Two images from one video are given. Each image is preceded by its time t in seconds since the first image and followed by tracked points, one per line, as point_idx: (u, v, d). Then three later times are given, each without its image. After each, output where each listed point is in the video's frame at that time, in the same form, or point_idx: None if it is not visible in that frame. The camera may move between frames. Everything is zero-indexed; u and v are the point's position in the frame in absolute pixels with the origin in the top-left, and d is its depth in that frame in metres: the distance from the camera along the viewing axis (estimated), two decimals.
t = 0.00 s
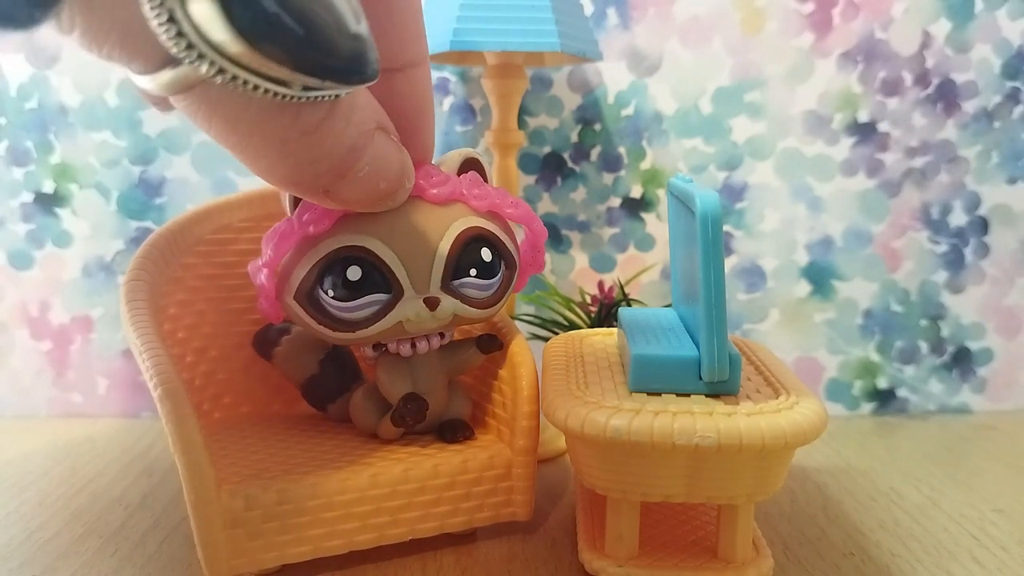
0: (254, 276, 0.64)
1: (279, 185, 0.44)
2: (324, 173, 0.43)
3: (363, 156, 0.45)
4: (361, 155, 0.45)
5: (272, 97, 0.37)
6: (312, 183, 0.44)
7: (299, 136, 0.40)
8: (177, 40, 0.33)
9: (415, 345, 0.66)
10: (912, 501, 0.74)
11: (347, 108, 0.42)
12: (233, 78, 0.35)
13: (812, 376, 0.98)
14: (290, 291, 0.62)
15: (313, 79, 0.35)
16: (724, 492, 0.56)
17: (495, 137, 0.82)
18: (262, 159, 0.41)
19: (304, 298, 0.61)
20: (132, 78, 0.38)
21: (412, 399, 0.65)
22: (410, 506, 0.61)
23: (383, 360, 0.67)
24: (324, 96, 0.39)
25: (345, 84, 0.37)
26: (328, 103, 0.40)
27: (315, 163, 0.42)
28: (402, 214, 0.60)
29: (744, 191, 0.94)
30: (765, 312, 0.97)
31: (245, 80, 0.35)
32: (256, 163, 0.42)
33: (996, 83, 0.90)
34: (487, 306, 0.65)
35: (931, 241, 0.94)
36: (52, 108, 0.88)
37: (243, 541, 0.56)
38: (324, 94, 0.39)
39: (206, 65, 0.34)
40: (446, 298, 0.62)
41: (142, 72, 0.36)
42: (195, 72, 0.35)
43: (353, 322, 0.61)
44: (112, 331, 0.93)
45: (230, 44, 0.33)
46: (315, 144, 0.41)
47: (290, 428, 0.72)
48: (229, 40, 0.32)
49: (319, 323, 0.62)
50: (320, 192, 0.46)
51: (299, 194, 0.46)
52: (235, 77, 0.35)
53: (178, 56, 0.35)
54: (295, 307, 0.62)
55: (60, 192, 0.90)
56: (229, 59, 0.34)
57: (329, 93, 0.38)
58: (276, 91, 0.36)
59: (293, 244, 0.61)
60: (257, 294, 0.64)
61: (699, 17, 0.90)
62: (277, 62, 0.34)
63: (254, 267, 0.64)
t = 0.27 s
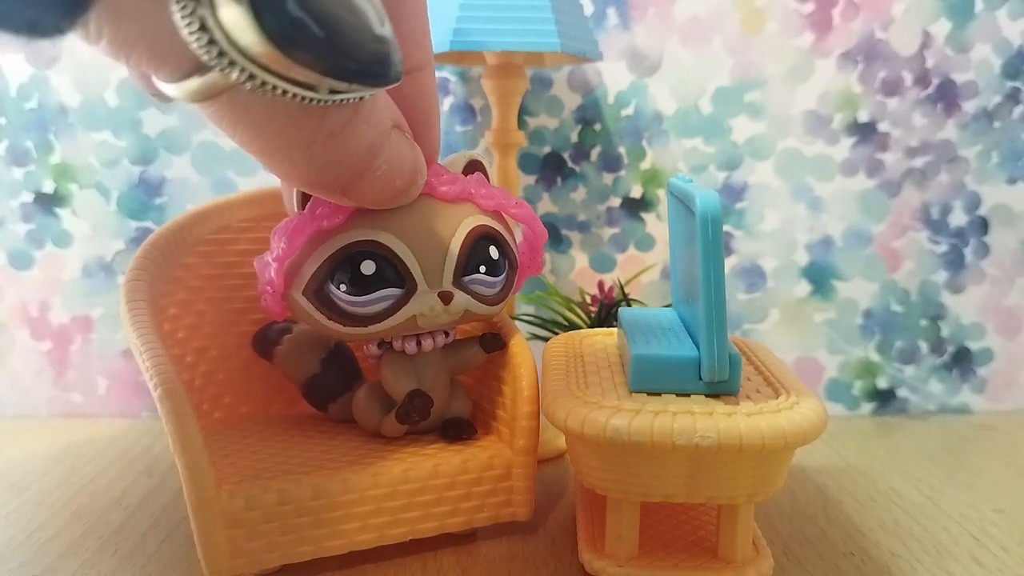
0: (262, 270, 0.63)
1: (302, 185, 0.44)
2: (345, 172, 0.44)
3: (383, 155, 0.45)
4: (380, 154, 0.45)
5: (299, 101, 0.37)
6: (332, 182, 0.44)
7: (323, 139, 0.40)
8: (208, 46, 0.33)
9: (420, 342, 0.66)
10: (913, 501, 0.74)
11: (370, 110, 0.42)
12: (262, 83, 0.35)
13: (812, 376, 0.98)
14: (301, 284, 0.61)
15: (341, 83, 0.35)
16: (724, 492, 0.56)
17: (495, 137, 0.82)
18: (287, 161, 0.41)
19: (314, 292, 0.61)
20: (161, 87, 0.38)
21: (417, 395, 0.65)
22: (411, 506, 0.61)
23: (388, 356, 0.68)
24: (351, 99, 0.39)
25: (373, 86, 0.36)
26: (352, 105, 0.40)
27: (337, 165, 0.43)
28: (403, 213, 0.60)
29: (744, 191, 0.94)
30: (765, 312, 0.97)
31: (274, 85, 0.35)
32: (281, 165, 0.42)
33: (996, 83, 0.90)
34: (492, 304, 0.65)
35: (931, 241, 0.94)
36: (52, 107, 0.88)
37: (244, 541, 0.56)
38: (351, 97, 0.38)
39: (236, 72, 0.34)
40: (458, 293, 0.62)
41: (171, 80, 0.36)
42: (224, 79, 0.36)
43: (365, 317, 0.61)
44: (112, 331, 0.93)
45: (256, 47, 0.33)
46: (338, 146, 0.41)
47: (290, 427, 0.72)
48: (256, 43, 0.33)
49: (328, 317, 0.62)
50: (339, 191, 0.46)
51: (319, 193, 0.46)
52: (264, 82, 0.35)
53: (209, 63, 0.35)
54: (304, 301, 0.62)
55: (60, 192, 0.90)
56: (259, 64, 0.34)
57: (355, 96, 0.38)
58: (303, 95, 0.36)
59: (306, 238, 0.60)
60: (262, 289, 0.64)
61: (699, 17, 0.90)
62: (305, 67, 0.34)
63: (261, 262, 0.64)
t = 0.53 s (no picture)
0: (264, 271, 0.63)
1: (294, 181, 0.45)
2: (337, 168, 0.43)
3: (377, 150, 0.45)
4: (374, 149, 0.45)
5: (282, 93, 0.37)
6: (325, 177, 0.44)
7: (307, 131, 0.40)
8: (197, 38, 0.33)
9: (421, 344, 0.66)
10: (912, 501, 0.74)
11: (356, 104, 0.42)
12: (250, 76, 0.35)
13: (812, 376, 0.98)
14: (304, 285, 0.61)
15: (327, 74, 0.35)
16: (724, 492, 0.56)
17: (495, 137, 0.82)
18: (275, 155, 0.42)
19: (318, 293, 0.61)
20: (147, 79, 0.38)
21: (418, 397, 0.65)
22: (411, 506, 0.61)
23: (388, 358, 0.68)
24: (336, 91, 0.39)
25: (359, 79, 0.37)
26: (336, 99, 0.40)
27: (325, 159, 0.42)
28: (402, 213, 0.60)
29: (744, 191, 0.94)
30: (765, 312, 0.97)
31: (261, 77, 0.35)
32: (269, 159, 0.42)
33: (996, 83, 0.90)
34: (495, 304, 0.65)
35: (931, 241, 0.94)
36: (52, 107, 0.88)
37: (244, 541, 0.56)
38: (336, 90, 0.39)
39: (225, 63, 0.34)
40: (462, 293, 0.62)
41: (155, 71, 0.36)
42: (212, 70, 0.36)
43: (368, 318, 0.61)
44: (112, 331, 0.93)
45: (246, 38, 0.33)
46: (325, 139, 0.41)
47: (290, 428, 0.72)
48: (245, 33, 0.32)
49: (331, 318, 0.62)
50: (337, 189, 0.46)
51: (315, 190, 0.46)
52: (251, 75, 0.35)
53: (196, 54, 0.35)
54: (307, 301, 0.62)
55: (60, 192, 0.90)
56: (247, 56, 0.34)
57: (341, 89, 0.38)
58: (290, 87, 0.36)
59: (309, 239, 0.60)
60: (263, 290, 0.63)
61: (699, 17, 0.90)
62: (294, 56, 0.33)
63: (263, 263, 0.64)
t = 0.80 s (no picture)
0: (261, 274, 0.63)
1: (256, 181, 0.44)
2: (299, 167, 0.43)
3: (339, 151, 0.45)
4: (336, 150, 0.44)
5: (245, 88, 0.37)
6: (287, 177, 0.44)
7: (267, 127, 0.40)
8: (162, 31, 0.33)
9: (420, 346, 0.66)
10: (912, 501, 0.74)
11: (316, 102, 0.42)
12: (214, 69, 0.35)
13: (812, 377, 0.98)
14: (301, 289, 0.61)
15: (291, 71, 0.35)
16: (724, 492, 0.56)
17: (495, 137, 0.82)
18: (235, 151, 0.41)
19: (315, 297, 0.61)
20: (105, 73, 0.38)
21: (417, 399, 0.65)
22: (410, 507, 0.61)
23: (388, 359, 0.68)
24: (297, 90, 0.39)
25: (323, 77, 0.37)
26: (296, 95, 0.40)
27: (286, 157, 0.42)
28: (400, 213, 0.60)
29: (744, 191, 0.94)
30: (765, 312, 0.97)
31: (225, 71, 0.35)
32: (227, 155, 0.42)
33: (996, 84, 0.90)
34: (493, 305, 0.65)
35: (931, 241, 0.94)
36: (52, 107, 0.88)
37: (243, 541, 0.56)
38: (298, 88, 0.39)
39: (189, 56, 0.34)
40: (458, 296, 0.62)
41: (114, 64, 0.36)
42: (174, 63, 0.35)
43: (365, 321, 0.61)
44: (113, 331, 0.93)
45: (214, 33, 0.33)
46: (285, 135, 0.41)
47: (290, 428, 0.72)
48: (213, 28, 0.33)
49: (329, 322, 0.62)
50: (299, 190, 0.46)
51: (276, 190, 0.45)
52: (215, 68, 0.35)
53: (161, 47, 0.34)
54: (304, 305, 0.62)
55: (60, 192, 0.90)
56: (213, 50, 0.34)
57: (304, 87, 0.39)
58: (253, 82, 0.36)
59: (305, 243, 0.60)
60: (261, 293, 0.64)
61: (699, 17, 0.90)
62: (259, 52, 0.34)
63: (261, 266, 0.64)
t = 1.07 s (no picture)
0: (264, 269, 0.64)
1: (260, 181, 0.44)
2: (304, 169, 0.43)
3: (345, 153, 0.45)
4: (342, 151, 0.44)
5: (250, 90, 0.37)
6: (292, 178, 0.44)
7: (276, 131, 0.40)
8: (164, 35, 0.33)
9: (419, 344, 0.66)
10: (912, 502, 0.74)
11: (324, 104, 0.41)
12: (217, 72, 0.35)
13: (812, 376, 0.98)
14: (301, 284, 0.62)
15: (296, 72, 0.35)
16: (724, 492, 0.56)
17: (495, 137, 0.82)
18: (240, 152, 0.41)
19: (314, 292, 0.61)
20: (111, 77, 0.38)
21: (415, 397, 0.65)
22: (410, 506, 0.61)
23: (387, 358, 0.68)
24: (305, 91, 0.39)
25: (329, 78, 0.37)
26: (304, 97, 0.40)
27: (294, 160, 0.42)
28: (400, 213, 0.60)
29: (744, 191, 0.94)
30: (765, 312, 0.97)
31: (228, 74, 0.35)
32: (234, 157, 0.42)
33: (996, 84, 0.90)
34: (492, 309, 0.65)
35: (931, 241, 0.94)
36: (52, 107, 0.88)
37: (243, 541, 0.56)
38: (306, 89, 0.39)
39: (192, 60, 0.34)
40: (456, 298, 0.62)
41: (120, 69, 0.37)
42: (179, 67, 0.36)
43: (363, 319, 0.61)
44: (112, 331, 0.93)
45: (215, 35, 0.32)
46: (293, 139, 0.41)
47: (290, 428, 0.72)
48: (214, 31, 0.32)
49: (327, 318, 0.62)
50: (303, 191, 0.46)
51: (280, 191, 0.46)
52: (219, 71, 0.35)
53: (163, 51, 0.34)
54: (304, 300, 0.62)
55: (60, 193, 0.90)
56: (215, 53, 0.34)
57: (311, 88, 0.38)
58: (257, 84, 0.36)
59: (306, 239, 0.61)
60: (263, 287, 0.64)
61: (699, 17, 0.90)
62: (262, 55, 0.33)
63: (265, 261, 0.64)
